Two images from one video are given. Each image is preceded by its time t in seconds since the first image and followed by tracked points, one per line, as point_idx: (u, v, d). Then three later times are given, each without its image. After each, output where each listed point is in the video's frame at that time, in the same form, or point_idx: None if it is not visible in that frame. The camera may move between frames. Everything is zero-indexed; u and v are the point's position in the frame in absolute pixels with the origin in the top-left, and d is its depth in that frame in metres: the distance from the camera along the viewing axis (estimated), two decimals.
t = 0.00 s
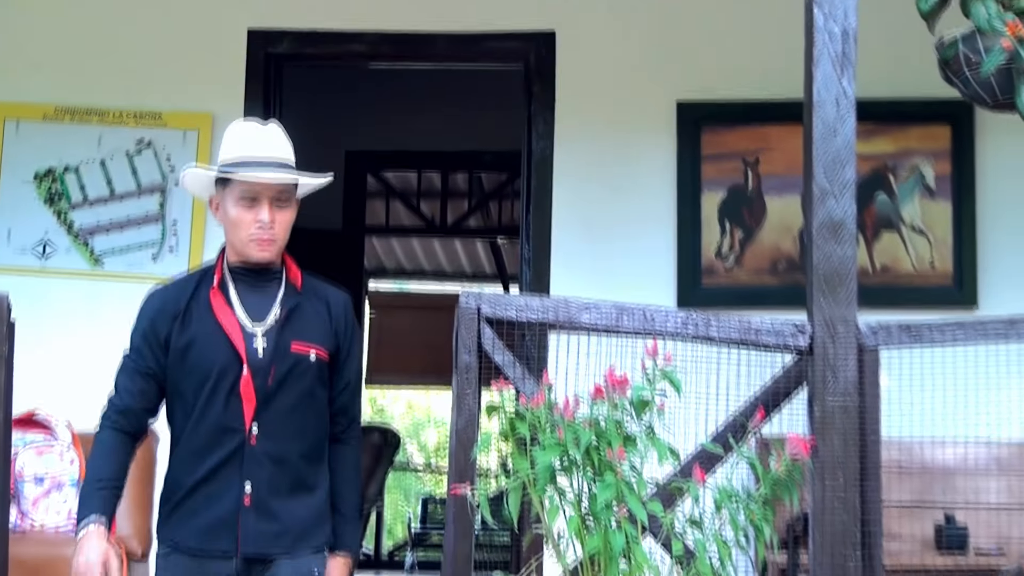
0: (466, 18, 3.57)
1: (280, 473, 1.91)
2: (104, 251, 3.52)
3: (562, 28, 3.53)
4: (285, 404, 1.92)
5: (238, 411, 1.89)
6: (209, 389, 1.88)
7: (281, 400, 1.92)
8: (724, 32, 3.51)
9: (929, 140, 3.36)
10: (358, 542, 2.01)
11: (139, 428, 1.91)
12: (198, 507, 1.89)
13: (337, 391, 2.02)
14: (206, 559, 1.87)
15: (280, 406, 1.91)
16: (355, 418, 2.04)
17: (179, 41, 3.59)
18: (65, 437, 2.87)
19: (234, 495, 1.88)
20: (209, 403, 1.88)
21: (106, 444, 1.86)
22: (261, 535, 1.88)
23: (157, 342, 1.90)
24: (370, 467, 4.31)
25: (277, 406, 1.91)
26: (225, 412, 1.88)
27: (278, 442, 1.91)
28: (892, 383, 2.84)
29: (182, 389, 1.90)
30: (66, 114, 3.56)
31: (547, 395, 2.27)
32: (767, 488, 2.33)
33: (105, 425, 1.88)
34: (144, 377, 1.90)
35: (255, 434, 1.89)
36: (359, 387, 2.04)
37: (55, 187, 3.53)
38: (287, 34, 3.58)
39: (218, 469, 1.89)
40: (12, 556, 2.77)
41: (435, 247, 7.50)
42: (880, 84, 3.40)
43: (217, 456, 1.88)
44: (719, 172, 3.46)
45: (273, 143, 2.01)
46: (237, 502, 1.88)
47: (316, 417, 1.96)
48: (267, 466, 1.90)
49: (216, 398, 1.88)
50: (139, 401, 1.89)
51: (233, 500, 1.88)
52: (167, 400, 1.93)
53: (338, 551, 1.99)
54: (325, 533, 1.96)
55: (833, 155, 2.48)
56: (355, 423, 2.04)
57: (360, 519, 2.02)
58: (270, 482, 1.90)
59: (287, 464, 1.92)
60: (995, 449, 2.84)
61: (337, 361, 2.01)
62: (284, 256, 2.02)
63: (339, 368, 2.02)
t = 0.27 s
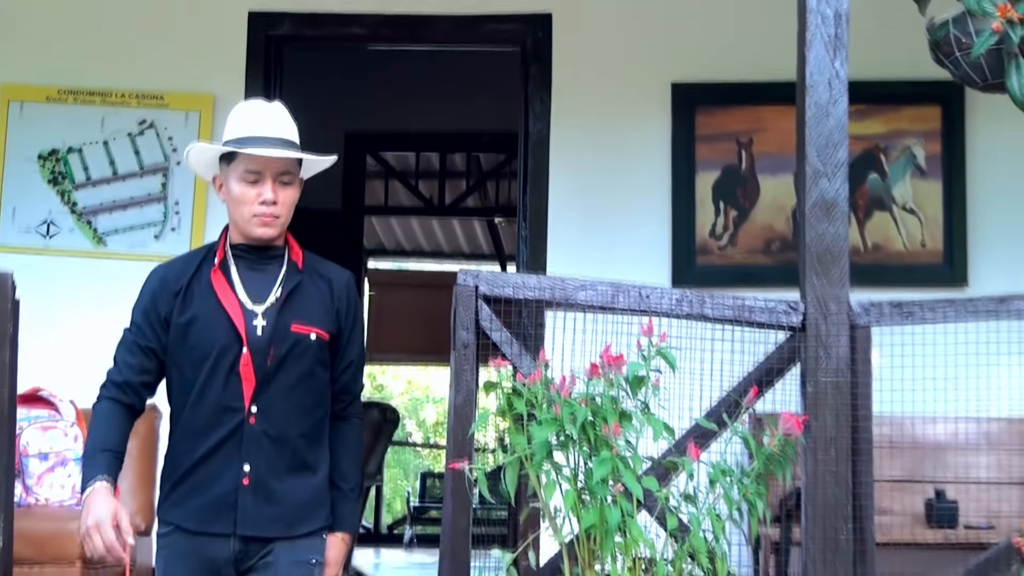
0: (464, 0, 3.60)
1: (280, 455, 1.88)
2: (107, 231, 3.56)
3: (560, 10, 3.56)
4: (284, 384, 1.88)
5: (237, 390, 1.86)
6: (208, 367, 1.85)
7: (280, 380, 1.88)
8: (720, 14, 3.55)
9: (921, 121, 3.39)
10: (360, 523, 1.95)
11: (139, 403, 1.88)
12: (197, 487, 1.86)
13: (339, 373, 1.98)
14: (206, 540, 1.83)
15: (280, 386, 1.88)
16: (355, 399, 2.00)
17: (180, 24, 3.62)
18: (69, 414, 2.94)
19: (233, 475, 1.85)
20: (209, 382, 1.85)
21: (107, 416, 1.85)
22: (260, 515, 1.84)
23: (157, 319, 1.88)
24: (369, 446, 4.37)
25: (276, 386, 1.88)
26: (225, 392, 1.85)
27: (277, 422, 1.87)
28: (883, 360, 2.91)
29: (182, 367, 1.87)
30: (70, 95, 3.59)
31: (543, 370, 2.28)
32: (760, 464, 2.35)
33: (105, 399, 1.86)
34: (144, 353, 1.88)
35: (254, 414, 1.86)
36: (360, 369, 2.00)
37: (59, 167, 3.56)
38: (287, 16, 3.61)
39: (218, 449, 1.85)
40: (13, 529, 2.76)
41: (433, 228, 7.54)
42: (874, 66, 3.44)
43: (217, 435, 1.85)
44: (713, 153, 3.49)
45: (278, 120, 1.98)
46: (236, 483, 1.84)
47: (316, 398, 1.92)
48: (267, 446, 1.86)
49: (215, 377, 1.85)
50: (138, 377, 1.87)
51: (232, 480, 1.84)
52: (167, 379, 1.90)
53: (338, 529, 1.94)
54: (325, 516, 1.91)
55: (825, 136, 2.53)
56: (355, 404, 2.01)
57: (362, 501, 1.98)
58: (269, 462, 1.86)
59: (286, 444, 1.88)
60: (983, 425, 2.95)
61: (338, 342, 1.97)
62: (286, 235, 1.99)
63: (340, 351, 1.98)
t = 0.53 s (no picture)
0: None
1: (280, 446, 1.78)
2: (110, 216, 3.60)
3: None
4: (286, 375, 1.78)
5: (238, 380, 1.75)
6: (209, 358, 1.75)
7: (281, 371, 1.78)
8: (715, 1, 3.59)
9: (911, 107, 3.44)
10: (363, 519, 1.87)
11: (142, 391, 1.79)
12: (195, 479, 1.75)
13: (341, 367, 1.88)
14: (205, 532, 1.73)
15: (281, 378, 1.77)
16: (361, 394, 1.91)
17: (180, 10, 3.65)
18: (73, 395, 2.98)
19: (231, 468, 1.74)
20: (209, 373, 1.75)
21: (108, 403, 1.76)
22: (259, 508, 1.74)
23: (161, 309, 1.79)
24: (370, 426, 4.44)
25: (277, 378, 1.77)
26: (223, 383, 1.75)
27: (279, 414, 1.77)
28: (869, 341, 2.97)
29: (184, 359, 1.77)
30: (73, 82, 3.62)
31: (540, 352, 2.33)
32: (754, 445, 2.36)
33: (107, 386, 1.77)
34: (148, 342, 1.79)
35: (254, 405, 1.75)
36: (365, 363, 1.90)
37: (63, 153, 3.60)
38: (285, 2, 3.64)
39: (217, 439, 1.75)
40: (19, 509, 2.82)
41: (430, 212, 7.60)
42: (866, 53, 3.48)
43: (216, 426, 1.75)
44: (706, 138, 3.53)
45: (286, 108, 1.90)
46: (234, 474, 1.74)
47: (319, 391, 1.82)
48: (268, 438, 1.76)
49: (216, 368, 1.75)
50: (141, 367, 1.78)
51: (231, 473, 1.74)
52: (170, 372, 1.80)
53: (342, 523, 1.86)
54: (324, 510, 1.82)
55: (816, 121, 2.57)
56: (363, 399, 1.91)
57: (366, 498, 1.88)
58: (270, 454, 1.76)
59: (288, 438, 1.78)
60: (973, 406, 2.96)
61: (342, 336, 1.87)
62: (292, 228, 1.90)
63: (345, 343, 1.87)
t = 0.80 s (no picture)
0: None
1: (284, 441, 1.79)
2: (113, 205, 3.63)
3: None
4: (291, 370, 1.79)
5: (245, 374, 1.77)
6: (215, 352, 1.77)
7: (287, 366, 1.79)
8: None
9: (902, 97, 3.48)
10: (375, 520, 1.85)
11: (150, 387, 1.81)
12: (200, 474, 1.77)
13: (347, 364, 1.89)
14: (210, 527, 1.74)
15: (287, 373, 1.79)
16: (368, 393, 1.90)
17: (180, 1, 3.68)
18: (76, 381, 3.02)
19: (237, 461, 1.76)
20: (216, 367, 1.77)
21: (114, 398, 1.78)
22: (263, 502, 1.75)
23: (167, 305, 1.81)
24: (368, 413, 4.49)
25: (284, 372, 1.79)
26: (230, 377, 1.77)
27: (284, 409, 1.78)
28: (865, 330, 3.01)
29: (190, 354, 1.79)
30: (76, 73, 3.66)
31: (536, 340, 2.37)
32: (746, 430, 2.40)
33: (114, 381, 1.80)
34: (155, 338, 1.81)
35: (260, 400, 1.77)
36: (372, 362, 1.90)
37: (66, 142, 3.63)
38: None
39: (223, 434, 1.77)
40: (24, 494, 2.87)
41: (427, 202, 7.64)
42: (857, 44, 3.53)
43: (221, 420, 1.76)
44: (700, 128, 3.57)
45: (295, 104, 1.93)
46: (239, 468, 1.76)
47: (324, 386, 1.83)
48: (274, 432, 1.78)
49: (222, 362, 1.77)
50: (148, 363, 1.81)
51: (237, 466, 1.76)
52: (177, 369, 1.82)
53: (355, 525, 1.82)
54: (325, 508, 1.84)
55: (808, 110, 2.62)
56: (372, 399, 1.91)
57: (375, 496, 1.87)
58: (276, 448, 1.78)
59: (294, 432, 1.80)
60: (960, 392, 3.04)
61: (348, 333, 1.88)
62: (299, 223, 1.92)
63: (352, 341, 1.88)
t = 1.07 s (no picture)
0: None
1: (297, 434, 1.63)
2: (115, 195, 3.67)
3: None
4: (303, 364, 1.63)
5: (257, 367, 1.61)
6: (227, 346, 1.60)
7: (299, 361, 1.63)
8: None
9: (894, 89, 3.52)
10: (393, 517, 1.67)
11: (160, 387, 1.64)
12: (209, 469, 1.60)
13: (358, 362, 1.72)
14: (223, 522, 1.58)
15: (300, 365, 1.63)
16: (381, 391, 1.73)
17: None
18: (80, 369, 3.09)
19: (248, 459, 1.60)
20: (227, 362, 1.60)
21: (123, 400, 1.61)
22: (277, 497, 1.59)
23: (176, 301, 1.64)
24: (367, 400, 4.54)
25: (295, 367, 1.63)
26: (239, 373, 1.60)
27: (298, 402, 1.63)
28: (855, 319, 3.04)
29: (202, 351, 1.62)
30: (78, 65, 3.69)
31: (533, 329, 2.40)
32: (739, 417, 2.44)
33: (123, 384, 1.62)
34: (163, 336, 1.63)
35: (272, 393, 1.61)
36: (384, 360, 1.73)
37: (69, 134, 3.66)
38: None
39: (233, 432, 1.60)
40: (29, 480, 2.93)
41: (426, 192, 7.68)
42: (851, 37, 3.57)
43: (230, 417, 1.60)
44: (694, 119, 3.61)
45: (305, 99, 1.78)
46: (252, 463, 1.60)
47: (336, 382, 1.67)
48: (286, 429, 1.62)
49: (233, 356, 1.60)
50: (157, 362, 1.63)
51: (248, 466, 1.59)
52: (186, 369, 1.65)
53: (372, 525, 1.66)
54: (336, 502, 1.68)
55: (801, 102, 2.66)
56: (384, 398, 1.74)
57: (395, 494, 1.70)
58: (290, 444, 1.63)
59: (306, 429, 1.64)
60: (950, 379, 3.08)
61: (361, 329, 1.72)
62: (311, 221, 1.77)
63: (361, 340, 1.71)
